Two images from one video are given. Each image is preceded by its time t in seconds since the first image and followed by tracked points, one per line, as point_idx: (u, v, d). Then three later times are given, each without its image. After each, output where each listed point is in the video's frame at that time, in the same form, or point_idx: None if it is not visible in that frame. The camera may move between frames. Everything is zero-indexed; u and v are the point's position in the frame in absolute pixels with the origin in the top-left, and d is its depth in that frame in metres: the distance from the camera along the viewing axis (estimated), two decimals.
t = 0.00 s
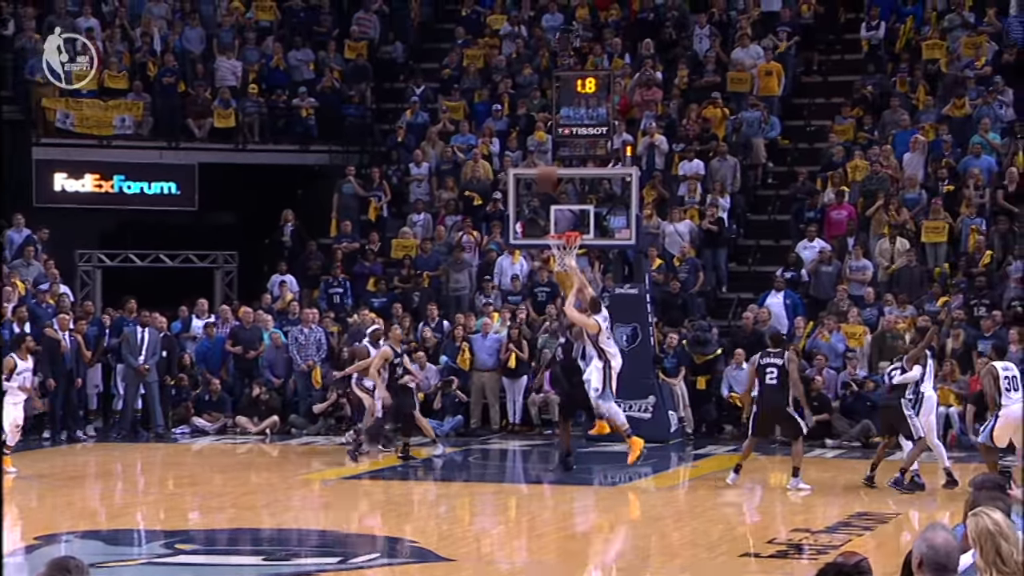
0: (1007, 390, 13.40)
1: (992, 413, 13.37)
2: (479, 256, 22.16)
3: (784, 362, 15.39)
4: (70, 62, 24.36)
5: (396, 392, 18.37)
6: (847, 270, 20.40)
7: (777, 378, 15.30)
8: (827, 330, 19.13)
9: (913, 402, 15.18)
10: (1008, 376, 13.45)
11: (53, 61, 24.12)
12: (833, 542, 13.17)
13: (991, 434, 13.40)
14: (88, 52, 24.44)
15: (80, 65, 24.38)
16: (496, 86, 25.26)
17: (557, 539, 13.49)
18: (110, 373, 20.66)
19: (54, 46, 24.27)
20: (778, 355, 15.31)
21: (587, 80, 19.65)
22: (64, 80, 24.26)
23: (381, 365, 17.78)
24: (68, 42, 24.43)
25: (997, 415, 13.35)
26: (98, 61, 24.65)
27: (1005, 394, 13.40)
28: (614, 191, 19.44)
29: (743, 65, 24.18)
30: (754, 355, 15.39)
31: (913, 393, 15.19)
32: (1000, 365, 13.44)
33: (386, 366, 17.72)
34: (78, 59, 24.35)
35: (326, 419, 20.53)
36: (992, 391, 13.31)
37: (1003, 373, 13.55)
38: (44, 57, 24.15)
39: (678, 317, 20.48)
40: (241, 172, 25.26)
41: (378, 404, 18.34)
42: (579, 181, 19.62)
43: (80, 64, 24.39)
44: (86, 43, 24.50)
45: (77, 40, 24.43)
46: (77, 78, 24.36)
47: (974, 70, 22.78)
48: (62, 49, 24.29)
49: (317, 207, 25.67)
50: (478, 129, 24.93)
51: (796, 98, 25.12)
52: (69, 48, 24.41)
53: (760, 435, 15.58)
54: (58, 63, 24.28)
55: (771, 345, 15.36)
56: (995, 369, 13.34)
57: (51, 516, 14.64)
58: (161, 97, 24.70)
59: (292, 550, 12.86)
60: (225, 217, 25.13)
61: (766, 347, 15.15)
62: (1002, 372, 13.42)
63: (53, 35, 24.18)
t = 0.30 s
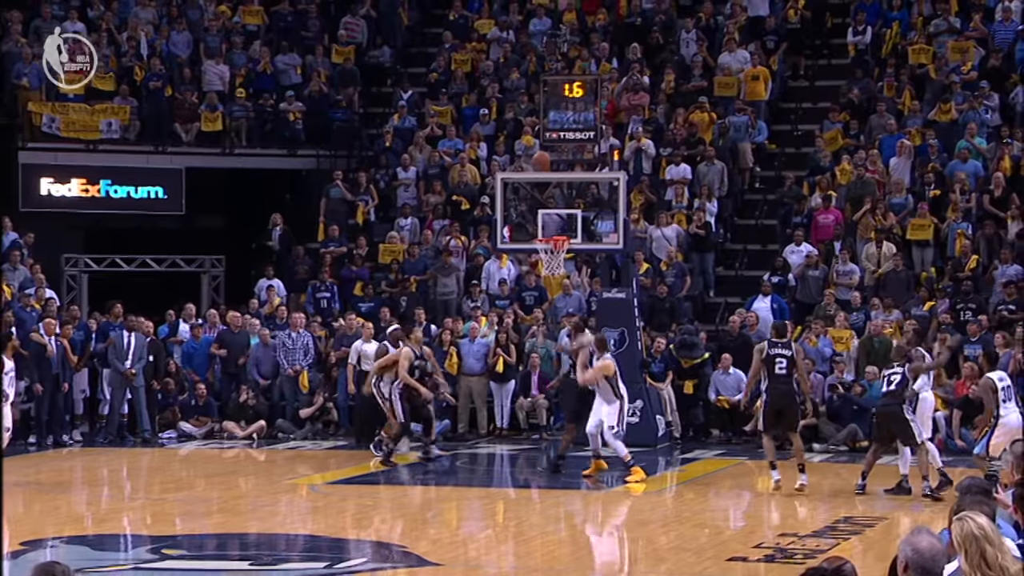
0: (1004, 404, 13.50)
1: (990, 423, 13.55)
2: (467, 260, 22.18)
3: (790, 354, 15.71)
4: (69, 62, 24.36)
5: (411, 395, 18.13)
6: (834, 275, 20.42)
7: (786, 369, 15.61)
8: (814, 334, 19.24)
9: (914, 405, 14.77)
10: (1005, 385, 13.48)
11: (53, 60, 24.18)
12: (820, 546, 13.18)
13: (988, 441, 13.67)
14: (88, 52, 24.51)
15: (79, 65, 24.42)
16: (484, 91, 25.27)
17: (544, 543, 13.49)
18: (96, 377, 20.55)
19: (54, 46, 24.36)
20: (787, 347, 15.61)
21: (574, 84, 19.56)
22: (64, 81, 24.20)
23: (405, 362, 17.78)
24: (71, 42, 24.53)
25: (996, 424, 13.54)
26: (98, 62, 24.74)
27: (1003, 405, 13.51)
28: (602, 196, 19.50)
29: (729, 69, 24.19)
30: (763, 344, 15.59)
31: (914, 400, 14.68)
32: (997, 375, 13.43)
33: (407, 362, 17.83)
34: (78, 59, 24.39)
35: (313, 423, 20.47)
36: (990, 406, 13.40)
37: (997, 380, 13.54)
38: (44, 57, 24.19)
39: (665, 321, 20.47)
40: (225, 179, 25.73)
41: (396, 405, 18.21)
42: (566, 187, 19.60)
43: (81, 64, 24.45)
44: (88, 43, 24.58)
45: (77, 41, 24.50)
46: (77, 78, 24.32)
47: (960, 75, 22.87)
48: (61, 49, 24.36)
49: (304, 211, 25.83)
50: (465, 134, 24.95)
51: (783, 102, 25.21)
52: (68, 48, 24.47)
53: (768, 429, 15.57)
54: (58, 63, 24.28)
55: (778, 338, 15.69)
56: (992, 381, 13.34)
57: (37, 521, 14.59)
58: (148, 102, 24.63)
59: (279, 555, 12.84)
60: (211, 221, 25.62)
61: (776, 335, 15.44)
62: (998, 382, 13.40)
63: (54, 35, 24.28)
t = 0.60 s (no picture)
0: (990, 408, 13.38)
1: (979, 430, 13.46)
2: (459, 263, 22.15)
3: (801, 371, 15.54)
4: (70, 62, 24.73)
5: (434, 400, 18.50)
6: (826, 278, 20.39)
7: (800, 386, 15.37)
8: (807, 338, 19.05)
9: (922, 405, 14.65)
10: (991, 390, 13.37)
11: (54, 62, 24.37)
12: (812, 550, 13.15)
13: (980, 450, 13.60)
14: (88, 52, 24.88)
15: (79, 65, 24.85)
16: (475, 93, 25.23)
17: (536, 546, 13.44)
18: (85, 382, 20.45)
19: (54, 46, 24.42)
20: (798, 363, 15.48)
21: (567, 88, 19.62)
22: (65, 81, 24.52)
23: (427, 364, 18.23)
24: (66, 41, 24.63)
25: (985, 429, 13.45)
26: (97, 60, 25.23)
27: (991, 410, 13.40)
28: (593, 199, 19.39)
29: (722, 72, 24.28)
30: (775, 362, 15.44)
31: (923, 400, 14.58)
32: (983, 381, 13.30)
33: (430, 364, 18.34)
34: (79, 60, 24.81)
35: (303, 426, 20.42)
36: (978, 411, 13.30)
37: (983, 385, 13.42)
38: (45, 58, 24.29)
39: (657, 324, 20.44)
40: (216, 182, 25.70)
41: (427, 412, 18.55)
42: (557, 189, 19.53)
43: (80, 64, 24.84)
44: (82, 42, 24.86)
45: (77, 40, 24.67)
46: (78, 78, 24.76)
47: (952, 78, 22.91)
48: (62, 49, 24.49)
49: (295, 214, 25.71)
50: (456, 136, 24.91)
51: (775, 105, 25.20)
52: (68, 48, 24.61)
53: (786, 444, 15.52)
54: (58, 63, 24.49)
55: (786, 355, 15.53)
56: (979, 386, 13.23)
57: (25, 525, 14.51)
58: (138, 104, 24.53)
59: (270, 559, 12.77)
60: (201, 224, 25.59)
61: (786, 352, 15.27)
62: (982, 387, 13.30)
63: (54, 36, 24.33)
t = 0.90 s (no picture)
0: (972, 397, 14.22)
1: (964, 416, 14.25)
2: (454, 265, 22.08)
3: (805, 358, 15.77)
4: (70, 62, 24.85)
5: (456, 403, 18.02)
6: (822, 279, 20.32)
7: (803, 371, 15.58)
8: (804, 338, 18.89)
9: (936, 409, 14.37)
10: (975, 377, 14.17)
11: (54, 61, 24.61)
12: (808, 553, 13.06)
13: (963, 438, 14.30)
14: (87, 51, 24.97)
15: (80, 65, 24.92)
16: (470, 95, 25.18)
17: (532, 550, 13.36)
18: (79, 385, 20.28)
19: (54, 47, 24.73)
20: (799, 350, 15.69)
21: (561, 88, 19.48)
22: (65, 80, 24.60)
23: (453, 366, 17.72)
24: (68, 42, 24.93)
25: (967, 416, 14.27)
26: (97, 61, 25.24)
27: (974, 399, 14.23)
28: (589, 201, 19.37)
29: (718, 73, 24.23)
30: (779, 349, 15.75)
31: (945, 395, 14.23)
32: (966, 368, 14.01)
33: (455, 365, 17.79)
34: (78, 60, 24.89)
35: (298, 429, 20.32)
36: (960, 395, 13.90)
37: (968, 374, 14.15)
38: (44, 57, 24.55)
39: (653, 326, 20.34)
40: (209, 184, 25.75)
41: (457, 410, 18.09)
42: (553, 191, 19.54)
43: (80, 64, 24.91)
44: (79, 44, 25.01)
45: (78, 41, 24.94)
46: (78, 77, 24.80)
47: (948, 79, 22.89)
48: (62, 49, 24.73)
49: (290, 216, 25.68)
50: (451, 138, 24.83)
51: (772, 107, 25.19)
52: (69, 49, 24.89)
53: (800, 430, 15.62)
54: (59, 63, 24.73)
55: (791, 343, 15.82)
56: (963, 371, 13.82)
57: (17, 529, 14.40)
58: (132, 106, 24.48)
59: (264, 562, 12.68)
60: (194, 226, 25.60)
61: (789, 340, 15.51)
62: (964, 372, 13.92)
63: (55, 35, 24.70)
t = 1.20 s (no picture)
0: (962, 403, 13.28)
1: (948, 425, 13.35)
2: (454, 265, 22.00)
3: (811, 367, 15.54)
4: (70, 62, 24.81)
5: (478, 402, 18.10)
6: (823, 281, 20.24)
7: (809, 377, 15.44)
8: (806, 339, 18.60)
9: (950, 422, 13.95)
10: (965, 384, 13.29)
11: (54, 61, 24.57)
12: (809, 556, 12.97)
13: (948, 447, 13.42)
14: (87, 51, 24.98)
15: (79, 65, 24.90)
16: (469, 95, 25.11)
17: (531, 552, 13.27)
18: (76, 387, 20.20)
19: (54, 47, 24.69)
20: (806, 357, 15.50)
21: (561, 89, 19.39)
22: (65, 80, 24.54)
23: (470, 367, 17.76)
24: (67, 42, 24.93)
25: (953, 425, 13.35)
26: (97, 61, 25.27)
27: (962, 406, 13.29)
28: (589, 201, 19.22)
29: (719, 74, 24.17)
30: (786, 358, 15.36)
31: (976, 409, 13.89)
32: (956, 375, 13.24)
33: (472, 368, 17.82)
34: (78, 60, 24.87)
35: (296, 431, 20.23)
36: (953, 405, 13.19)
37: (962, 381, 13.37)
38: (44, 57, 24.52)
39: (653, 328, 20.21)
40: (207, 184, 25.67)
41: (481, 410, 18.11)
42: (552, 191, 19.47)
43: (80, 64, 24.91)
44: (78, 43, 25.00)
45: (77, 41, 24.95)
46: (78, 76, 24.74)
47: (949, 79, 22.82)
48: (62, 48, 24.70)
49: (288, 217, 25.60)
50: (450, 138, 24.74)
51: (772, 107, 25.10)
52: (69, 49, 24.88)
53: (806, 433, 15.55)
54: (58, 63, 24.70)
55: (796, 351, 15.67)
56: (954, 381, 13.15)
57: (13, 531, 14.29)
58: (129, 106, 24.33)
59: (262, 565, 12.57)
60: (193, 227, 25.48)
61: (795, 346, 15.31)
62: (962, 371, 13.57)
63: (54, 36, 24.67)
